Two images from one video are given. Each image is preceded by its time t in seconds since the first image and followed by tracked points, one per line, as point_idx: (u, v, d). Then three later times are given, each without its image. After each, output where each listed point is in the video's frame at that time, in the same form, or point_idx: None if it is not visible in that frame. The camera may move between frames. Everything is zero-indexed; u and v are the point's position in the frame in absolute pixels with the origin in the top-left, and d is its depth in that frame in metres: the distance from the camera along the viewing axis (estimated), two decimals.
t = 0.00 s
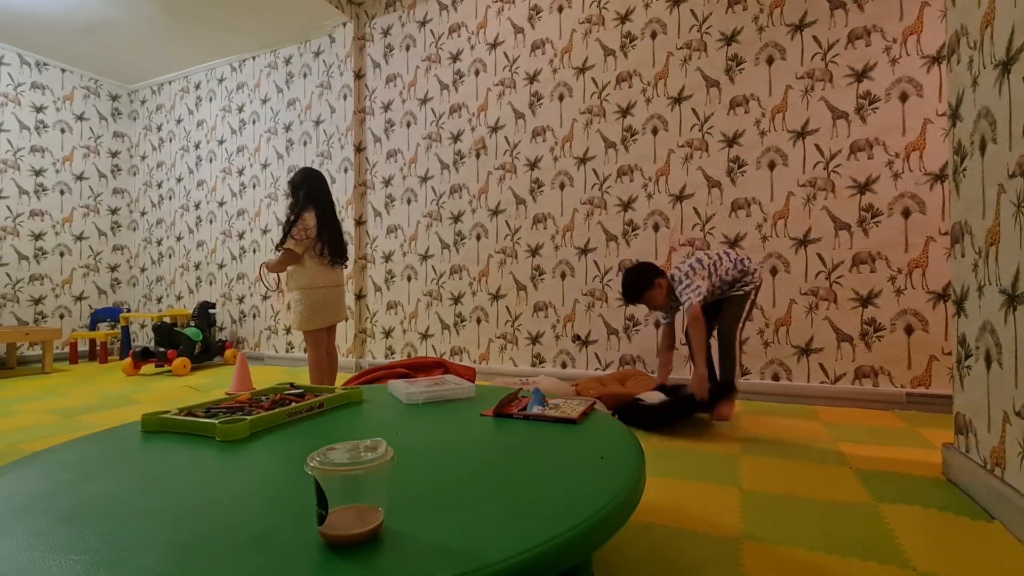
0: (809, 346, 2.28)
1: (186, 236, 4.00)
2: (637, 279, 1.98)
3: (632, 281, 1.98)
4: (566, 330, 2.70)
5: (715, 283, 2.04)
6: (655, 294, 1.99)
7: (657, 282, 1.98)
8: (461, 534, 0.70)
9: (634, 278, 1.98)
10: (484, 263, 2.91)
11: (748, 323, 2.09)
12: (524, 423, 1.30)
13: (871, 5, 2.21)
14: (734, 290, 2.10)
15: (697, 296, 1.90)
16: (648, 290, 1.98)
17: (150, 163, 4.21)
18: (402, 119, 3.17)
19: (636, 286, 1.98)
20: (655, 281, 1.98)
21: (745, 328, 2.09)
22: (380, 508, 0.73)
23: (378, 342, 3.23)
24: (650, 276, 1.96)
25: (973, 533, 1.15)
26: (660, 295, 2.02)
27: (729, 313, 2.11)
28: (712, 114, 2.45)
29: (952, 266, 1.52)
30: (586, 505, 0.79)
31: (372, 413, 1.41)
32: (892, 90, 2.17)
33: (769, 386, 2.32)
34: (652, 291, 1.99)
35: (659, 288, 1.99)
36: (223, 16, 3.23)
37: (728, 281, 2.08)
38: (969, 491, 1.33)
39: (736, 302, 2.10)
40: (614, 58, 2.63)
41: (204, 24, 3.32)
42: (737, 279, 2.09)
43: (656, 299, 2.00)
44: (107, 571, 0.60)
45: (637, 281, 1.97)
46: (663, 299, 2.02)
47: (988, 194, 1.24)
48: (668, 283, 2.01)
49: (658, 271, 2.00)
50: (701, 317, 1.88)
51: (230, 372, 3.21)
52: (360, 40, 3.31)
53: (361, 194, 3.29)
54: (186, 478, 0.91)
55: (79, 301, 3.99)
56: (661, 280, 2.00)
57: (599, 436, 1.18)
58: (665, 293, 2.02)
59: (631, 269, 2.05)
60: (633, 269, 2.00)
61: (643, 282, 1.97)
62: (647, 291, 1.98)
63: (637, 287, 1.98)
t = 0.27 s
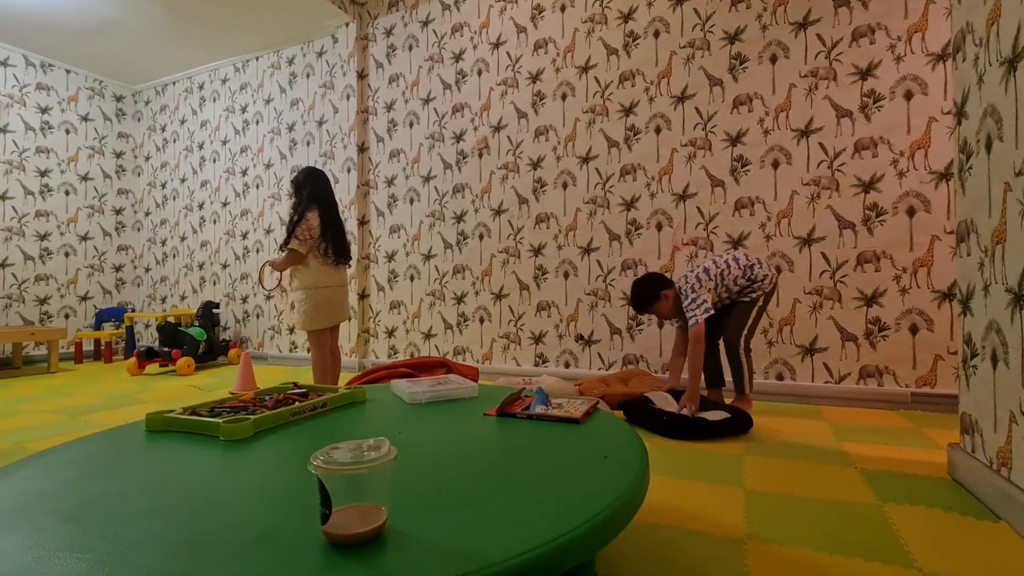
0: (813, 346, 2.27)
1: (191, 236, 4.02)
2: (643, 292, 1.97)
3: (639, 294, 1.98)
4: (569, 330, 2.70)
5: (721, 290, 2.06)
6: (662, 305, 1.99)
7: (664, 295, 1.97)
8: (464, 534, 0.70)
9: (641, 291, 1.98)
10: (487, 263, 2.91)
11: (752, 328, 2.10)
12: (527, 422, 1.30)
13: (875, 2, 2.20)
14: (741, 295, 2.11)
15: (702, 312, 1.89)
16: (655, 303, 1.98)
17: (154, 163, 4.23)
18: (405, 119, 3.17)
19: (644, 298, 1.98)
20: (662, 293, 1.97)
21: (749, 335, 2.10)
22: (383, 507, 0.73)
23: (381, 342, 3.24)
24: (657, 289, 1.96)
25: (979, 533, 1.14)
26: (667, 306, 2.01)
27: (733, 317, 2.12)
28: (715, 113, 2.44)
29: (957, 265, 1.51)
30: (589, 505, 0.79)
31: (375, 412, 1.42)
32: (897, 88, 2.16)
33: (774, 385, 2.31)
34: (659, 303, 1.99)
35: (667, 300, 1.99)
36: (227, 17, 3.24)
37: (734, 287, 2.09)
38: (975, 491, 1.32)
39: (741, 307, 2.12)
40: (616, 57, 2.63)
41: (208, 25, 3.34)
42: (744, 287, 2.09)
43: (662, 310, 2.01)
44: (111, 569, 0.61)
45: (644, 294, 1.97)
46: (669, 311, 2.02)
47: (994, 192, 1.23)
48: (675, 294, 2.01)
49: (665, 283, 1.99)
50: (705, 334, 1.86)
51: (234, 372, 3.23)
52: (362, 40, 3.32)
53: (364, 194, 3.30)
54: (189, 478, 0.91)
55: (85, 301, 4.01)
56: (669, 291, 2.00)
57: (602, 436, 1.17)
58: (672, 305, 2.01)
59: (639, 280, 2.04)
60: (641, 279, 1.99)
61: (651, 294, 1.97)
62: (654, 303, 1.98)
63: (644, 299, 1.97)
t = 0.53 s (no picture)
0: (818, 346, 2.26)
1: (195, 236, 4.03)
2: (657, 298, 1.91)
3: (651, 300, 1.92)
4: (572, 330, 2.70)
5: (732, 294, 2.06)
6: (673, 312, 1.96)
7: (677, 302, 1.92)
8: (467, 533, 0.70)
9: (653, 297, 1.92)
10: (490, 262, 2.91)
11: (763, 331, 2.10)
12: (531, 422, 1.29)
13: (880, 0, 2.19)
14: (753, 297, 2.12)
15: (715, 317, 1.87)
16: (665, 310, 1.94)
17: (159, 164, 4.25)
18: (408, 119, 3.17)
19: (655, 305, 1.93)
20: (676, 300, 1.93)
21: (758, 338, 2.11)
22: (386, 507, 0.73)
23: (384, 341, 3.24)
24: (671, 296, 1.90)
25: (987, 534, 1.13)
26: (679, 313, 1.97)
27: (744, 319, 2.12)
28: (719, 112, 2.43)
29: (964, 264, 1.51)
30: (593, 505, 0.79)
31: (379, 412, 1.42)
32: (903, 87, 2.15)
33: (778, 385, 2.30)
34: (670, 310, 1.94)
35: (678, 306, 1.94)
36: (231, 18, 3.25)
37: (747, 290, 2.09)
38: (982, 492, 1.31)
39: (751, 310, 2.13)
40: (620, 56, 2.62)
41: (213, 26, 3.35)
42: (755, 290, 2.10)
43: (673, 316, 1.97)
44: (116, 568, 0.61)
45: (656, 301, 1.91)
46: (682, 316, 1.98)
47: (1001, 191, 1.22)
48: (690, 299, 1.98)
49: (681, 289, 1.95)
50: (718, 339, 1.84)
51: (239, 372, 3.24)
52: (366, 41, 3.33)
53: (367, 194, 3.30)
54: (194, 477, 0.92)
55: (90, 301, 4.03)
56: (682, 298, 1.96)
57: (608, 436, 1.17)
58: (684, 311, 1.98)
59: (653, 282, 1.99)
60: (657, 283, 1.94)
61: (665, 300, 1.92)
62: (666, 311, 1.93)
63: (657, 306, 1.92)
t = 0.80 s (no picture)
0: (823, 345, 2.25)
1: (200, 237, 4.05)
2: (678, 327, 1.88)
3: (672, 328, 1.88)
4: (576, 330, 2.69)
5: (744, 309, 2.07)
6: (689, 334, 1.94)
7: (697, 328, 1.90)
8: (469, 533, 0.70)
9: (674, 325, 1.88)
10: (493, 262, 2.91)
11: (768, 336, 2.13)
12: (534, 422, 1.29)
13: None
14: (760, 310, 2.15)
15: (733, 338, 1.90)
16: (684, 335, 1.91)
17: (164, 165, 4.27)
18: (411, 119, 3.18)
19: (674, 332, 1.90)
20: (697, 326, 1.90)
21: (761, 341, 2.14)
22: (389, 506, 0.73)
23: (388, 341, 3.25)
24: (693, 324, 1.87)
25: (993, 535, 1.13)
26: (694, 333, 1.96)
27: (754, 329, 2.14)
28: (723, 111, 2.42)
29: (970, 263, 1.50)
30: (596, 505, 0.79)
31: (383, 412, 1.42)
32: (908, 85, 2.14)
33: (782, 385, 2.29)
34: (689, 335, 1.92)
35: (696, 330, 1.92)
36: (235, 18, 3.26)
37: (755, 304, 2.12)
38: (989, 493, 1.30)
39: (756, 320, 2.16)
40: (623, 56, 2.62)
41: (217, 27, 3.36)
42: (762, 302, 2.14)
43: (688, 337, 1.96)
44: (121, 566, 0.61)
45: (678, 329, 1.87)
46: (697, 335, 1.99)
47: (1008, 189, 1.21)
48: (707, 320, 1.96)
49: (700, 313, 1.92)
50: (736, 360, 1.87)
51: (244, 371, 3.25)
52: (369, 41, 3.33)
53: (371, 195, 3.31)
54: (199, 476, 0.92)
55: (96, 301, 4.06)
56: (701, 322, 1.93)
57: (612, 436, 1.17)
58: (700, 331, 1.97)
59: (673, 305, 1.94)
60: (679, 309, 1.89)
61: (686, 326, 1.88)
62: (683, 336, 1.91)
63: (677, 332, 1.89)
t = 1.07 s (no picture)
0: (826, 345, 2.24)
1: (204, 237, 4.07)
2: (687, 322, 1.87)
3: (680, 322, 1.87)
4: (578, 329, 2.69)
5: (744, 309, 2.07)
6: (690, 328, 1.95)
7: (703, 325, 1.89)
8: (470, 533, 0.70)
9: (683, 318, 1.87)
10: (496, 262, 2.91)
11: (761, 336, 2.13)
12: (537, 421, 1.30)
13: None
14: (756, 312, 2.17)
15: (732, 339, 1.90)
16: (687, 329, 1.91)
17: (168, 165, 4.29)
18: (414, 119, 3.18)
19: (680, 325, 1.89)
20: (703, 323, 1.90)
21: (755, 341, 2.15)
22: (392, 505, 0.74)
23: (391, 341, 3.26)
24: (702, 320, 1.86)
25: (998, 536, 1.12)
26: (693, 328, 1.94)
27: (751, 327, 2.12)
28: (726, 110, 2.42)
29: (974, 263, 1.49)
30: (597, 504, 0.79)
31: (386, 411, 1.43)
32: (912, 84, 2.13)
33: (786, 385, 2.29)
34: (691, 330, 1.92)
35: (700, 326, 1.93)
36: (238, 19, 3.27)
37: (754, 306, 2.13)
38: (993, 494, 1.29)
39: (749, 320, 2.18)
40: (626, 55, 2.62)
41: (221, 28, 3.38)
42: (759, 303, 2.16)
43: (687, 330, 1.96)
44: (127, 564, 0.62)
45: (687, 324, 1.86)
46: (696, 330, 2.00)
47: (1012, 189, 1.21)
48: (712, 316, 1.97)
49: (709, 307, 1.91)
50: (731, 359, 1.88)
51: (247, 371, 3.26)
52: (372, 41, 3.34)
53: (374, 195, 3.31)
54: (202, 475, 0.92)
55: (100, 301, 4.07)
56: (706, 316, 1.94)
57: (615, 435, 1.17)
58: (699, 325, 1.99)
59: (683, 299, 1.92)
60: (693, 304, 1.88)
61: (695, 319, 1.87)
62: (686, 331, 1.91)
63: (684, 325, 1.89)
